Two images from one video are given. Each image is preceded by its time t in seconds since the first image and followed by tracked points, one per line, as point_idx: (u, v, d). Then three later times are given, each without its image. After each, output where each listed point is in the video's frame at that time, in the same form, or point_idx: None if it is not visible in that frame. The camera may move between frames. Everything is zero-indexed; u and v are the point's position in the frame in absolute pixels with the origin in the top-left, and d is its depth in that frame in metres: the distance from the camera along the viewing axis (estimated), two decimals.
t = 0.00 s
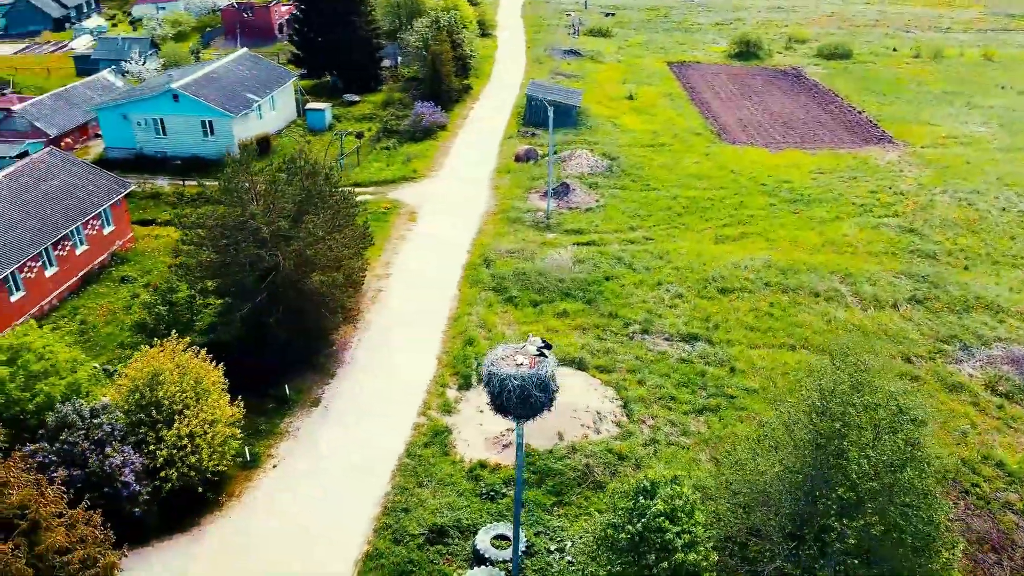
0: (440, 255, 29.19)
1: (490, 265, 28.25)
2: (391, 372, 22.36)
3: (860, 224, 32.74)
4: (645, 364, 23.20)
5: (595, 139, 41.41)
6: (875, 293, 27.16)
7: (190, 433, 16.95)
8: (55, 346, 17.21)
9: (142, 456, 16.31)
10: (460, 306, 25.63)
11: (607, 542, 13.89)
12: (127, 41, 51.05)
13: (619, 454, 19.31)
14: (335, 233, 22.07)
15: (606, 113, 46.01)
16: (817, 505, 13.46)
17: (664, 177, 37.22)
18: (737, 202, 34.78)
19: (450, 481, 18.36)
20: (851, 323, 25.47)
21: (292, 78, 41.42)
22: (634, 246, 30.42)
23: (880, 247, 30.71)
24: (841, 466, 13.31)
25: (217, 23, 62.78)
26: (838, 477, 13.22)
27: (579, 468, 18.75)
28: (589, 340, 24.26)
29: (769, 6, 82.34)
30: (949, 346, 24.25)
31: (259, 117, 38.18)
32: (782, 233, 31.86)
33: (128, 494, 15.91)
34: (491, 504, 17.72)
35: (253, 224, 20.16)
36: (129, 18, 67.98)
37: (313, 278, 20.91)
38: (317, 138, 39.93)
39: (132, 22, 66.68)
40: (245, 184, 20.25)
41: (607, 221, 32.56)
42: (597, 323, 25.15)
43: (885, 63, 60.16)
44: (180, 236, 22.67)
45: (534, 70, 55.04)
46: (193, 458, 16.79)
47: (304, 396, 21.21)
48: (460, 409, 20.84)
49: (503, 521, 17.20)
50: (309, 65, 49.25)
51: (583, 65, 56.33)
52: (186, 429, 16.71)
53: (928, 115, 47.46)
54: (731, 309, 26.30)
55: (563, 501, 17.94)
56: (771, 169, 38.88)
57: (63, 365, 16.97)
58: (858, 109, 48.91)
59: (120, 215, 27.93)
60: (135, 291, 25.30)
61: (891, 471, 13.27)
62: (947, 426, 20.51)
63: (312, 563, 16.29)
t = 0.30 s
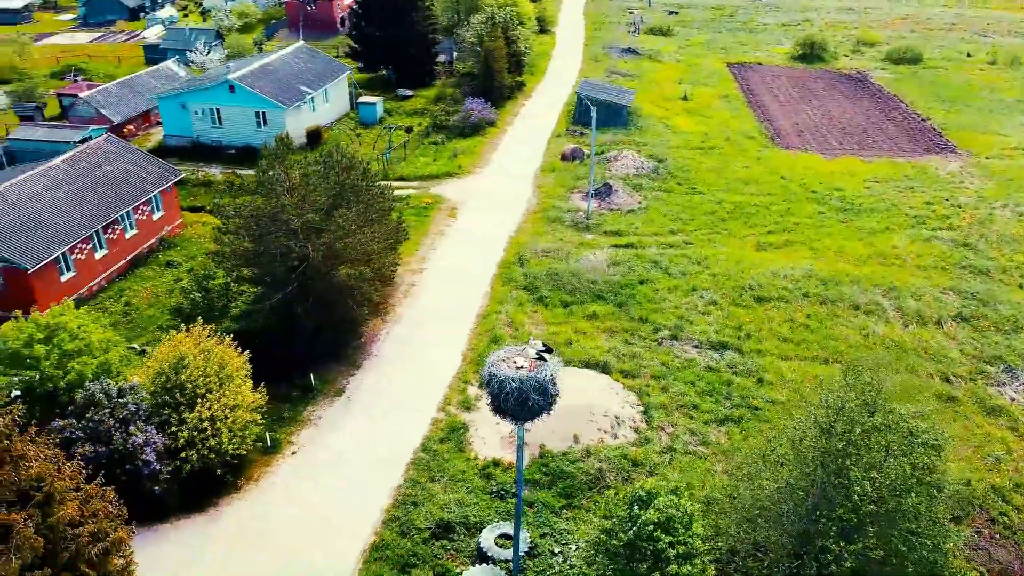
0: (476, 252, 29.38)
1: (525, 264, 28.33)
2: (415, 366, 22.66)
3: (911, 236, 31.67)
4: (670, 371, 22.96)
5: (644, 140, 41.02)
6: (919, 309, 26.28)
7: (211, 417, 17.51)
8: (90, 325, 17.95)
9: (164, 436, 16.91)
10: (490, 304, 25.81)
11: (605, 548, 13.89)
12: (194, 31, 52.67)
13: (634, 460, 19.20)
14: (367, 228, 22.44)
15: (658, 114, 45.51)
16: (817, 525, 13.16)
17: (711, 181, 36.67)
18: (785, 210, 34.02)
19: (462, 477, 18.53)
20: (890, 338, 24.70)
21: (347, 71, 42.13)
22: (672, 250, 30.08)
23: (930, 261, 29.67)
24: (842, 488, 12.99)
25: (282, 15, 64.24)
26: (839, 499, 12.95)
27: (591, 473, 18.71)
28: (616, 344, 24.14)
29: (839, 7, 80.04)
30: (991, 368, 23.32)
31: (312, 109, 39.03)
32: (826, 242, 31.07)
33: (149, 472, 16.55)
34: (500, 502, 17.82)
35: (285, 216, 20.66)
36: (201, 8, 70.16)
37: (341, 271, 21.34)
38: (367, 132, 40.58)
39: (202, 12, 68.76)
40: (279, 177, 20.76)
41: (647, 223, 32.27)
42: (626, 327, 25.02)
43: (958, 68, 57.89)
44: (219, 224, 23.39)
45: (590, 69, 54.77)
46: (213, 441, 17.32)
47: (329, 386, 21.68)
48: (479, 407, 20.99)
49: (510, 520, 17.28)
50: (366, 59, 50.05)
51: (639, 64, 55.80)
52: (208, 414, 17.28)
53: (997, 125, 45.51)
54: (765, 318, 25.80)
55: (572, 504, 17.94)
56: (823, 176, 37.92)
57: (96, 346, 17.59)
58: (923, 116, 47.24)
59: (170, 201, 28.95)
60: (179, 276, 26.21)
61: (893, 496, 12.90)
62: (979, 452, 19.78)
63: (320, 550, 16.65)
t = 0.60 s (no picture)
0: (512, 249, 29.54)
1: (558, 263, 28.38)
2: (439, 360, 22.97)
3: (962, 249, 30.56)
4: (694, 377, 22.73)
5: (693, 141, 40.51)
6: (962, 326, 25.38)
7: (233, 401, 18.08)
8: (124, 306, 18.87)
9: (187, 416, 17.57)
10: (520, 302, 25.95)
11: (599, 551, 13.90)
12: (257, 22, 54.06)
13: (647, 465, 19.12)
14: (398, 222, 22.81)
15: (710, 115, 44.86)
16: (815, 540, 13.10)
17: (757, 185, 36.03)
18: (832, 218, 33.21)
19: (473, 472, 18.73)
20: (928, 354, 23.93)
21: (399, 66, 42.72)
22: (709, 255, 29.70)
23: (980, 276, 28.60)
24: (841, 504, 12.85)
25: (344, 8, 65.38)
26: (836, 514, 12.85)
27: (602, 475, 18.70)
28: (642, 347, 24.01)
29: (912, 9, 77.37)
30: None
31: (362, 102, 39.75)
32: (871, 253, 30.25)
33: (170, 450, 17.18)
34: (509, 499, 17.96)
35: (316, 208, 21.17)
36: None
37: (368, 264, 21.75)
38: (415, 126, 41.09)
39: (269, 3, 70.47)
40: (312, 169, 21.26)
41: (687, 226, 31.92)
42: (653, 331, 24.87)
43: None
44: (257, 213, 24.08)
45: (645, 68, 54.25)
46: (234, 424, 17.90)
47: (353, 376, 22.16)
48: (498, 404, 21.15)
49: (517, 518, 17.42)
50: (421, 53, 50.63)
51: (696, 64, 55.05)
52: (229, 397, 17.85)
53: None
54: (798, 328, 25.31)
55: (580, 506, 17.98)
56: (876, 184, 36.85)
57: (128, 327, 18.45)
58: (990, 125, 45.42)
59: (217, 188, 29.91)
60: (220, 262, 27.09)
61: (891, 516, 12.58)
62: (1008, 477, 19.08)
63: (330, 536, 17.09)
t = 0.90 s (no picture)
0: (546, 245, 29.68)
1: (590, 261, 28.41)
2: (462, 353, 23.28)
3: (1014, 263, 29.46)
4: (717, 381, 22.53)
5: (740, 143, 39.92)
6: (1004, 342, 24.52)
7: (256, 382, 18.70)
8: (158, 286, 19.74)
9: (211, 395, 18.27)
10: (548, 299, 26.09)
11: (593, 549, 14.00)
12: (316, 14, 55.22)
13: (659, 467, 19.09)
14: (427, 215, 23.18)
15: (761, 117, 44.11)
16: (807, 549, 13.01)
17: (803, 190, 35.33)
18: (878, 226, 32.38)
19: (485, 465, 18.97)
20: (964, 370, 23.24)
21: (449, 60, 43.16)
22: (746, 259, 29.30)
23: None
24: (837, 517, 12.71)
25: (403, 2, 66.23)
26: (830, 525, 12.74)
27: (612, 475, 18.73)
28: (666, 349, 23.90)
29: (988, 11, 74.45)
30: None
31: (410, 95, 40.35)
32: (915, 263, 29.42)
33: (194, 427, 17.89)
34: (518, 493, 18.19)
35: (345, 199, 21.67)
36: None
37: (395, 255, 22.17)
38: (462, 120, 41.49)
39: None
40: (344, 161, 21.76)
41: (726, 229, 31.54)
42: (680, 333, 24.73)
43: None
44: (294, 201, 24.75)
45: (700, 67, 53.57)
46: (255, 405, 18.52)
47: (377, 365, 22.65)
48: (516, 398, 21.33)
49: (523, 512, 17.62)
50: (474, 48, 51.00)
51: (752, 65, 54.11)
52: (251, 378, 18.46)
53: None
54: (830, 337, 24.83)
55: (588, 504, 18.07)
56: (929, 192, 35.74)
57: (160, 307, 19.33)
58: None
59: (262, 175, 30.78)
60: (260, 247, 27.92)
61: (887, 531, 12.46)
62: None
63: (341, 517, 17.56)
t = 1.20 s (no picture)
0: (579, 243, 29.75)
1: (622, 260, 28.41)
2: (485, 346, 23.59)
3: None
4: (739, 387, 22.35)
5: (789, 147, 39.24)
6: None
7: (279, 365, 19.35)
8: (192, 270, 20.58)
9: (235, 375, 18.99)
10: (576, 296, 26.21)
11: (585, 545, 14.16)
12: (373, 8, 56.16)
13: (669, 469, 19.08)
14: (456, 210, 23.52)
15: (813, 120, 43.22)
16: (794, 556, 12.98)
17: (850, 196, 34.57)
18: (924, 235, 31.50)
19: (496, 457, 19.25)
20: (999, 387, 22.53)
21: (498, 56, 43.46)
22: (782, 265, 28.88)
23: None
24: (829, 525, 12.71)
25: None
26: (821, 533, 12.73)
27: (621, 474, 18.80)
28: (690, 351, 23.80)
29: None
30: None
31: (458, 90, 40.80)
32: (960, 275, 28.54)
33: (217, 405, 18.65)
34: (526, 486, 18.44)
35: (376, 191, 22.16)
36: None
37: (422, 247, 22.58)
38: (508, 116, 41.77)
39: None
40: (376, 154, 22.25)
41: (764, 233, 31.13)
42: (706, 336, 24.56)
43: None
44: (329, 192, 25.38)
45: (755, 68, 52.71)
46: (277, 387, 19.17)
47: (401, 354, 23.12)
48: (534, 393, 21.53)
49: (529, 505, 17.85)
50: (526, 44, 51.19)
51: (810, 66, 52.98)
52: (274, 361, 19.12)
53: None
54: (861, 347, 24.34)
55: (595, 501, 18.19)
56: (983, 203, 34.57)
57: (194, 289, 20.19)
58: None
59: (306, 165, 31.58)
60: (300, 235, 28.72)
61: (877, 544, 12.45)
62: None
63: (355, 502, 18.05)
